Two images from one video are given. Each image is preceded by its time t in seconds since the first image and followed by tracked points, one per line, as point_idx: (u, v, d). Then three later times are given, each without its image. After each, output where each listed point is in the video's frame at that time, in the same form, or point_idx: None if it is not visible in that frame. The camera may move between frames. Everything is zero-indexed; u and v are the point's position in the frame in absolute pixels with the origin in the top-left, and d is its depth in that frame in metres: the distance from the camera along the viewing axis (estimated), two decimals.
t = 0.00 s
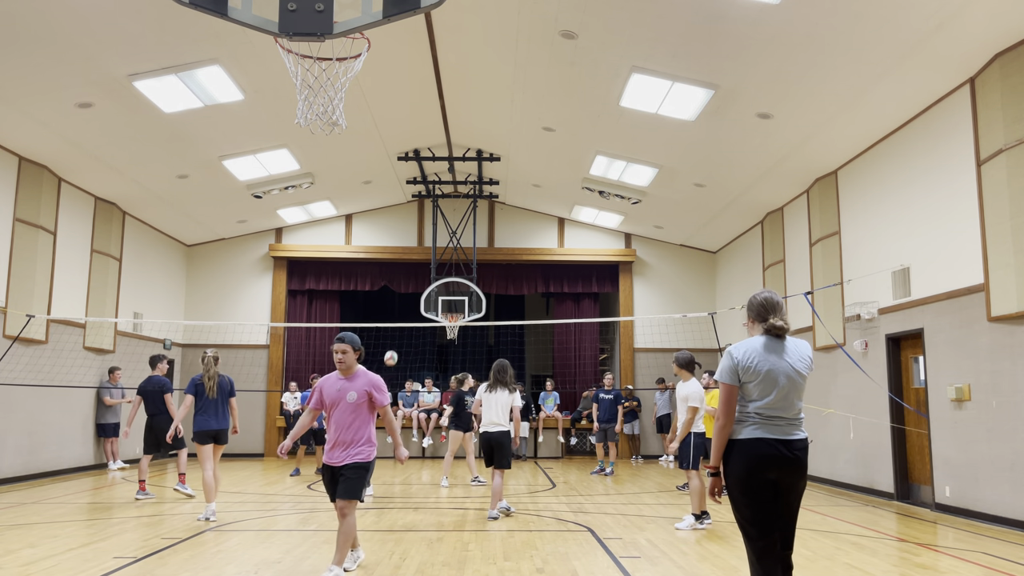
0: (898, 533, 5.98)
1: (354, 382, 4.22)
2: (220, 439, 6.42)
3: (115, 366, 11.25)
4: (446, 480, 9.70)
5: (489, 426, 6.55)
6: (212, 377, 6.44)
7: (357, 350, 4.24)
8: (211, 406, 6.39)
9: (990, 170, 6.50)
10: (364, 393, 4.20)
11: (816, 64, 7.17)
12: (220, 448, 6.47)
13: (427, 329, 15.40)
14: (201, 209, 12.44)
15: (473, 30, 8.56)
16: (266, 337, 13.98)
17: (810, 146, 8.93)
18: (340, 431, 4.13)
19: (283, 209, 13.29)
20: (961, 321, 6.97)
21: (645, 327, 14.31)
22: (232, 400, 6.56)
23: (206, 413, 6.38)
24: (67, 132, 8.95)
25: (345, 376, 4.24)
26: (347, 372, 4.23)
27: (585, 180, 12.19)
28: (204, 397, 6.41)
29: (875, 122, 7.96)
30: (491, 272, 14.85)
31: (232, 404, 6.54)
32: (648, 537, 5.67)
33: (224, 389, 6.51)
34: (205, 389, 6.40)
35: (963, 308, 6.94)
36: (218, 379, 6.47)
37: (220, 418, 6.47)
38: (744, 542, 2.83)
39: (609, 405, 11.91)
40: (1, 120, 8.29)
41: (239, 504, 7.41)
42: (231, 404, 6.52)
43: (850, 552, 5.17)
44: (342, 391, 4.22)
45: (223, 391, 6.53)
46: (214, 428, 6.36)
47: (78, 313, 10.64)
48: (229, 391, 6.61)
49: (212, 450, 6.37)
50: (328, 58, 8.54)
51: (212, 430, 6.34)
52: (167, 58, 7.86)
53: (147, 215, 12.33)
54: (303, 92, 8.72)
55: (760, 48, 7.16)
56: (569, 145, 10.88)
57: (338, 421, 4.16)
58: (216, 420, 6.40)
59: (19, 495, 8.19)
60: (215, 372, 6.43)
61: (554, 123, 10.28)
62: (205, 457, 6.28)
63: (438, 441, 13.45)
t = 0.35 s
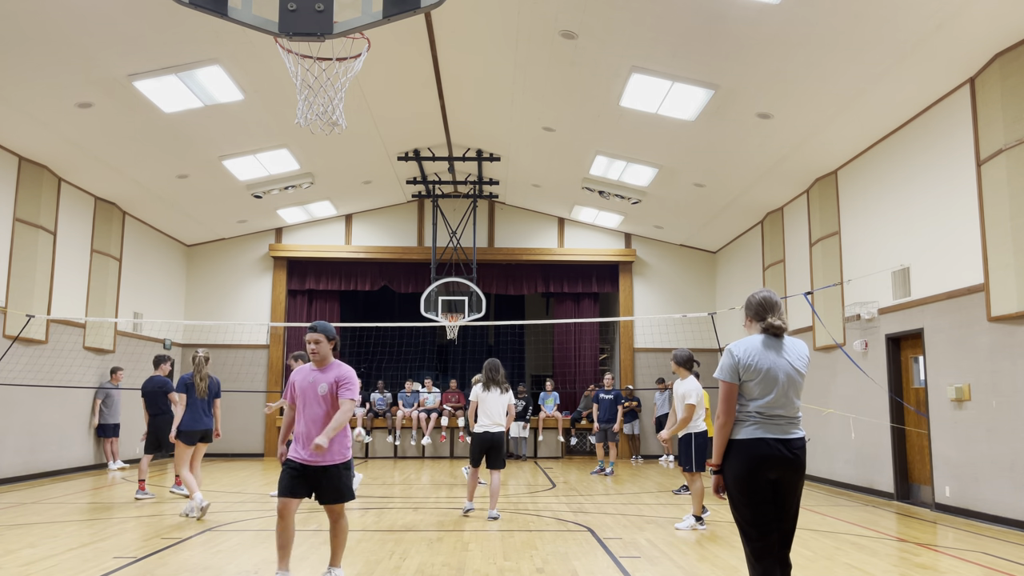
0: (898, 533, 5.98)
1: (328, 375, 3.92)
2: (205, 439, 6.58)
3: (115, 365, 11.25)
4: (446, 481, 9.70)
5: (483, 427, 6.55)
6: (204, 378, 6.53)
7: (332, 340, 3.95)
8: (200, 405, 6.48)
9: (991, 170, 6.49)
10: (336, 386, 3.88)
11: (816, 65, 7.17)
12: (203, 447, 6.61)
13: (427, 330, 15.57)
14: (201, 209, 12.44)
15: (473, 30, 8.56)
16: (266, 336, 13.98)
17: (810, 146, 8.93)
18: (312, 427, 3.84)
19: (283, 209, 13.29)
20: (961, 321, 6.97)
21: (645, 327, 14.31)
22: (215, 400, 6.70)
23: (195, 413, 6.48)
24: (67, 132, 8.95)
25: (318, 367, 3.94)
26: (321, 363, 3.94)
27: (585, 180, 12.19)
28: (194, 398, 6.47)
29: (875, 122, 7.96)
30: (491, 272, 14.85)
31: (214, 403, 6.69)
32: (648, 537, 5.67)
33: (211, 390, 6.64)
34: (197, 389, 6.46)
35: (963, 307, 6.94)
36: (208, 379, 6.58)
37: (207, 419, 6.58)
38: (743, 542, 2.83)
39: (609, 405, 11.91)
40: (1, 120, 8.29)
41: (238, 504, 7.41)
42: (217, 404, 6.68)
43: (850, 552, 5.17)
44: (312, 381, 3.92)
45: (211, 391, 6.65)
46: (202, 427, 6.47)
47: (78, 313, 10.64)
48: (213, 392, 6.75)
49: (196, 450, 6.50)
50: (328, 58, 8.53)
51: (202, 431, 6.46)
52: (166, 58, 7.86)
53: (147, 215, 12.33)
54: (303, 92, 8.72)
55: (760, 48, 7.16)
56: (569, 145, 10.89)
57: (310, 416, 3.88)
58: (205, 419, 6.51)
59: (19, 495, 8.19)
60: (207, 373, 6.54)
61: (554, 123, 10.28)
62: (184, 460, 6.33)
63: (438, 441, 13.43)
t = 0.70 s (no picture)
0: (898, 533, 5.98)
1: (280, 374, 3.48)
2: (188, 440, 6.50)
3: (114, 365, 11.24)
4: (445, 481, 9.69)
5: (475, 427, 6.53)
6: (190, 378, 6.48)
7: (277, 335, 3.46)
8: (179, 405, 6.43)
9: (990, 170, 6.49)
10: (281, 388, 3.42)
11: (816, 65, 7.17)
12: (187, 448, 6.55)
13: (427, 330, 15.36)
14: (201, 209, 12.44)
15: (473, 30, 8.56)
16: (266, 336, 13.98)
17: (810, 145, 8.93)
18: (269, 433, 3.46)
19: (283, 209, 13.28)
20: (961, 321, 6.97)
21: (645, 327, 14.31)
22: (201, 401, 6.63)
23: (178, 412, 6.43)
24: (67, 132, 8.95)
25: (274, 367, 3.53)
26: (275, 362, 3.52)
27: (585, 180, 12.19)
28: (177, 397, 6.43)
29: (875, 122, 7.96)
30: (491, 272, 14.85)
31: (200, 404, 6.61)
32: (648, 537, 5.67)
33: (196, 390, 6.56)
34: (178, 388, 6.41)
35: (963, 308, 6.94)
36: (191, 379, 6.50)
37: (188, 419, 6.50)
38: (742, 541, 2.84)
39: (609, 405, 11.90)
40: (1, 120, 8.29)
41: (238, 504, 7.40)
42: (201, 404, 6.58)
43: (850, 552, 5.17)
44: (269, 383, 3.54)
45: (196, 391, 6.57)
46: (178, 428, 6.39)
47: (78, 313, 10.64)
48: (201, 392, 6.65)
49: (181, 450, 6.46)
50: (328, 58, 8.53)
51: (182, 432, 6.39)
52: (166, 58, 7.86)
53: (146, 215, 12.33)
54: (303, 92, 8.72)
55: (760, 48, 7.16)
56: (568, 145, 10.89)
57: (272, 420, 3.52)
58: (183, 420, 6.43)
59: (19, 495, 8.18)
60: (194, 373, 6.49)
61: (554, 123, 10.28)
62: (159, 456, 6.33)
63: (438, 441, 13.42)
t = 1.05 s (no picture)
0: (898, 533, 5.98)
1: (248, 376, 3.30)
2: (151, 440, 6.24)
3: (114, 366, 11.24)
4: (445, 481, 9.69)
5: (465, 426, 6.60)
6: (151, 377, 6.27)
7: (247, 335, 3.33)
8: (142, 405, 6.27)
9: (991, 170, 6.49)
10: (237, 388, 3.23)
11: (817, 65, 7.17)
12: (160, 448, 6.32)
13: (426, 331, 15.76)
14: (201, 209, 12.44)
15: (473, 31, 8.57)
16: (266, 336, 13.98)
17: (810, 145, 8.93)
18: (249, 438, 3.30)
19: (282, 209, 13.28)
20: (961, 321, 6.97)
21: (645, 327, 14.31)
22: (168, 401, 6.34)
23: (142, 412, 6.28)
24: (67, 132, 8.95)
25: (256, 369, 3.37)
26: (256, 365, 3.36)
27: (585, 180, 12.19)
28: (140, 396, 6.31)
29: (875, 122, 7.96)
30: (491, 272, 14.86)
31: (167, 404, 6.33)
32: (648, 537, 5.67)
33: (157, 390, 6.28)
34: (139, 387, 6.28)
35: (963, 308, 6.94)
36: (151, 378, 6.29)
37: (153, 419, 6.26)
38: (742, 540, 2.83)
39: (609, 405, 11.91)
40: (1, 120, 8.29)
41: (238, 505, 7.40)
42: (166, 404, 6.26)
43: (851, 552, 5.17)
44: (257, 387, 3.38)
45: (159, 390, 6.31)
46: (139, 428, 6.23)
47: (78, 313, 10.64)
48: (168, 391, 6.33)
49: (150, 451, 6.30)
50: (328, 58, 8.53)
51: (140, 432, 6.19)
52: (166, 58, 7.86)
53: (146, 215, 12.33)
54: (303, 92, 8.72)
55: (760, 48, 7.16)
56: (569, 145, 10.89)
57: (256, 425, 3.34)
58: (142, 421, 6.22)
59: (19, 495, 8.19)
60: (155, 370, 6.27)
61: (554, 123, 10.27)
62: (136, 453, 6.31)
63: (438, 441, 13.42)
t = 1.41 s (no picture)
0: (898, 534, 5.98)
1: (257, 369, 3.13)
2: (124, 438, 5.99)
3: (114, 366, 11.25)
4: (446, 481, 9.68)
5: (455, 426, 6.57)
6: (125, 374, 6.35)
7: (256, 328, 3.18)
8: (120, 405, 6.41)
9: (991, 170, 6.49)
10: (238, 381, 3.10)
11: (817, 65, 7.17)
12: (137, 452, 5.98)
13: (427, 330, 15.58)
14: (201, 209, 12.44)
15: (473, 30, 8.56)
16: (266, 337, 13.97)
17: (810, 145, 8.93)
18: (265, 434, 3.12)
19: (283, 209, 13.28)
20: (961, 321, 6.97)
21: (645, 327, 14.32)
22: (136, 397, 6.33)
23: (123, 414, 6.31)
24: (67, 132, 8.95)
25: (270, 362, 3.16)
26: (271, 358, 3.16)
27: (585, 180, 12.19)
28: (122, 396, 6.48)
29: (875, 122, 7.96)
30: (491, 272, 14.86)
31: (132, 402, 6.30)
32: (648, 537, 5.67)
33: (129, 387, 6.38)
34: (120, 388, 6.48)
35: (963, 308, 6.93)
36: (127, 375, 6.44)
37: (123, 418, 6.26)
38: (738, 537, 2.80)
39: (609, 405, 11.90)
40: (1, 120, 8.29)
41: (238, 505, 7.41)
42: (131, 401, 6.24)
43: (850, 552, 5.17)
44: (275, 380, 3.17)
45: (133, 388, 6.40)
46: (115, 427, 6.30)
47: (78, 313, 10.64)
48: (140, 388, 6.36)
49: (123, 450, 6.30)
50: (328, 58, 8.53)
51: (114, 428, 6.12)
52: (166, 58, 7.86)
53: (146, 215, 12.33)
54: (303, 92, 8.72)
55: (760, 48, 7.16)
56: (569, 145, 10.88)
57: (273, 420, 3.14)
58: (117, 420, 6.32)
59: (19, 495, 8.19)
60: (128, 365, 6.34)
61: (554, 123, 10.28)
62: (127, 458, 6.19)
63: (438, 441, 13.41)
